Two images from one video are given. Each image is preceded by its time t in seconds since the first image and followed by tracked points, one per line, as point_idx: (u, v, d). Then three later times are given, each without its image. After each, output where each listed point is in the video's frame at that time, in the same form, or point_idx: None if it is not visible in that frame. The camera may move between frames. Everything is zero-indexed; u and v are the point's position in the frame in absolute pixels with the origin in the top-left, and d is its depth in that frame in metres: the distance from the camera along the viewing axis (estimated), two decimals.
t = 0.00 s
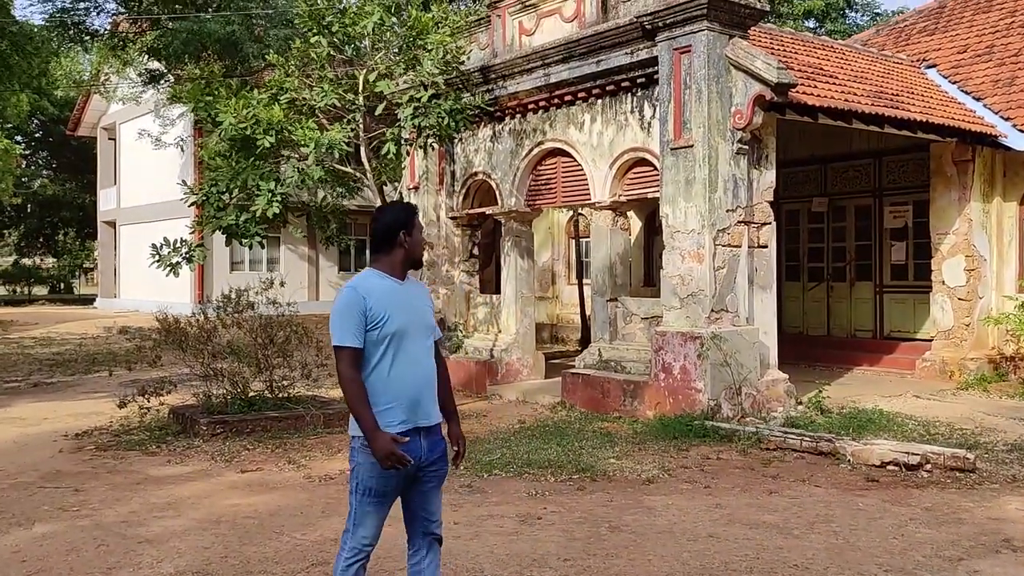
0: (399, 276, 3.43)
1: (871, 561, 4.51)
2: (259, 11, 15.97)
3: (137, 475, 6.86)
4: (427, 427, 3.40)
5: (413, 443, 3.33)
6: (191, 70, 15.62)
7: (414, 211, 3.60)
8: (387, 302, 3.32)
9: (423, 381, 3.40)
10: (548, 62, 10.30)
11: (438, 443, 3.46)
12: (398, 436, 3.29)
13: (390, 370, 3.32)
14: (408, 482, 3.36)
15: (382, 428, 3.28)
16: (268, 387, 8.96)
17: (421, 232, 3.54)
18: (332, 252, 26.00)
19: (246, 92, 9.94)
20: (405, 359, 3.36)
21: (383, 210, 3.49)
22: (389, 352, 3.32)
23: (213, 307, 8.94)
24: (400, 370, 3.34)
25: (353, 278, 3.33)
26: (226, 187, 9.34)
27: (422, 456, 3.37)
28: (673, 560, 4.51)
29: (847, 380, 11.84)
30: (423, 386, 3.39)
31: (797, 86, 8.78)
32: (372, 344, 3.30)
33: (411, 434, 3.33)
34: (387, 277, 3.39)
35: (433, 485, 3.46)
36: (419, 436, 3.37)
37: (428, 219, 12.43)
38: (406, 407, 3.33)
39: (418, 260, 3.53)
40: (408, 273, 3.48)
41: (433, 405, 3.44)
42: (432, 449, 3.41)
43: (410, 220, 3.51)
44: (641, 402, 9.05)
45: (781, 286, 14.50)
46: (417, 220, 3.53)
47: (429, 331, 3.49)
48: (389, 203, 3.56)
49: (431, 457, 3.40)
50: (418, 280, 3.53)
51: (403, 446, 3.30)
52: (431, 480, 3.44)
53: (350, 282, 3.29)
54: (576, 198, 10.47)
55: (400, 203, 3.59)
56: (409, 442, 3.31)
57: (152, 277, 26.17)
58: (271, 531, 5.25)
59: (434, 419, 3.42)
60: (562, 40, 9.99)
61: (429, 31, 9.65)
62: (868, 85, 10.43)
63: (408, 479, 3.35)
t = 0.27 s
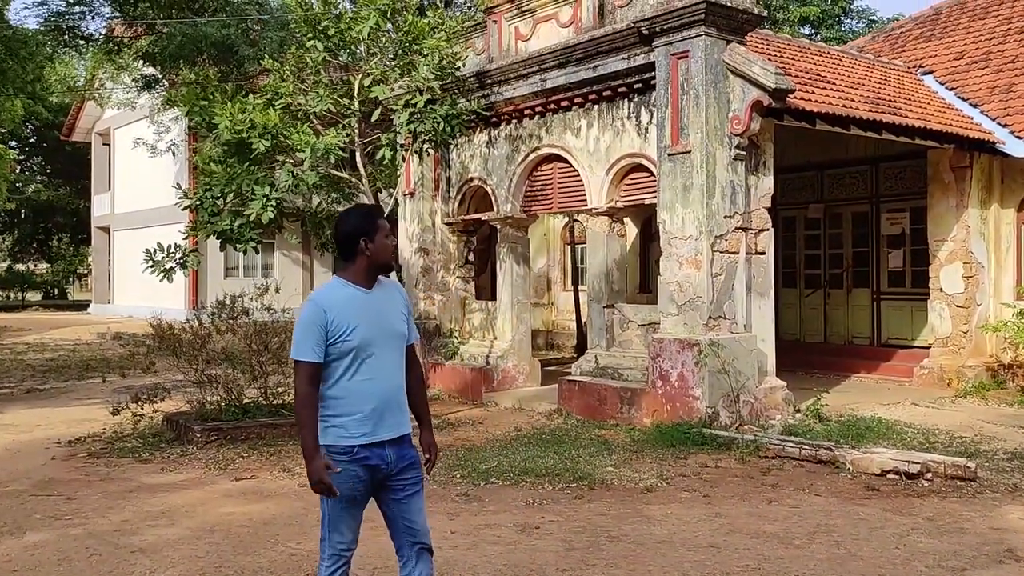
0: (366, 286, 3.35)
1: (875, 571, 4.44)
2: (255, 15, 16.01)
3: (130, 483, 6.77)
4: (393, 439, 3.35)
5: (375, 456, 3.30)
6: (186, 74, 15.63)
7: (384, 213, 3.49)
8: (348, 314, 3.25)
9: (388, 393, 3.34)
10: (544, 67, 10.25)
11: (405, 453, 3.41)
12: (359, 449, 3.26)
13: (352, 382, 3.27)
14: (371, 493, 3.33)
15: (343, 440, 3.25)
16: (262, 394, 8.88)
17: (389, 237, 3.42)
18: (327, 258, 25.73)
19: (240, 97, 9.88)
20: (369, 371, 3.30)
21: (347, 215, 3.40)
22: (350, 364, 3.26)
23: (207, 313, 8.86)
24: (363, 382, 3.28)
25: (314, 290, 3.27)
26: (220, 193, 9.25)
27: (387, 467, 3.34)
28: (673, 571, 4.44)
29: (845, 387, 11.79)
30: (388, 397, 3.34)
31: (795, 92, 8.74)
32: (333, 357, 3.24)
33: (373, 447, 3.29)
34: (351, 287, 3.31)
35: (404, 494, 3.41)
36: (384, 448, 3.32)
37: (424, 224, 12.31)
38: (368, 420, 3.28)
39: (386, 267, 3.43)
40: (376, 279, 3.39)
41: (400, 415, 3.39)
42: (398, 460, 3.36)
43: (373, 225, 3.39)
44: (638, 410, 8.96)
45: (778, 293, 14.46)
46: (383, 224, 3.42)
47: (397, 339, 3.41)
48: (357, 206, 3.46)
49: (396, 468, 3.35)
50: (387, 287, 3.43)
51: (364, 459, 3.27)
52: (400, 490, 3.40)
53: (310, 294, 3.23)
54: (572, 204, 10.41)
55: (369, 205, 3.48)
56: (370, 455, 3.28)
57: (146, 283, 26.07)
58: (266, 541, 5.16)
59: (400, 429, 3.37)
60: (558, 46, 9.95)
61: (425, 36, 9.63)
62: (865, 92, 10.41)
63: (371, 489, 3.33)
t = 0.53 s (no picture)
0: (342, 291, 3.35)
1: None
2: (241, 18, 15.98)
3: (115, 493, 6.71)
4: (371, 444, 3.32)
5: (352, 461, 3.27)
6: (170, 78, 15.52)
7: (362, 219, 3.49)
8: (320, 319, 3.26)
9: (366, 397, 3.32)
10: (532, 74, 10.26)
11: (387, 460, 3.37)
12: (334, 454, 3.25)
13: (325, 388, 3.27)
14: (351, 499, 3.31)
15: (317, 446, 3.25)
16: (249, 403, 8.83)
17: (360, 243, 3.41)
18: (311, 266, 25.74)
19: (227, 103, 9.83)
20: (345, 376, 3.29)
21: (321, 221, 3.44)
22: (324, 369, 3.27)
23: (193, 321, 8.80)
24: (338, 387, 3.28)
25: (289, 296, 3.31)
26: (205, 199, 9.18)
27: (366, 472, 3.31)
28: None
29: (832, 394, 11.84)
30: (365, 402, 3.31)
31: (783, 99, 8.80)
32: (306, 362, 3.26)
33: (349, 452, 3.27)
34: (326, 292, 3.33)
35: (386, 501, 3.37)
36: (361, 454, 3.30)
37: (412, 231, 12.31)
38: (343, 425, 3.26)
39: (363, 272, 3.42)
40: (354, 285, 3.39)
41: (379, 421, 3.35)
42: (377, 466, 3.33)
43: (342, 232, 3.40)
44: (627, 416, 8.99)
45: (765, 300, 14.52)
46: (355, 230, 3.42)
47: (378, 345, 3.39)
48: (335, 213, 3.48)
49: (375, 474, 3.32)
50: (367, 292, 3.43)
51: (340, 465, 3.25)
52: (381, 496, 3.37)
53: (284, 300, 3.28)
54: (561, 211, 10.43)
55: (348, 211, 3.49)
56: (346, 461, 3.26)
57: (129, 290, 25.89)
58: (254, 551, 5.13)
59: (378, 435, 3.33)
60: (547, 52, 9.97)
61: (413, 42, 9.64)
62: (852, 100, 10.48)
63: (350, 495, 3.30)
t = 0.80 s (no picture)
0: (331, 299, 3.35)
1: None
2: (219, 22, 15.97)
3: (95, 505, 6.65)
4: (356, 454, 3.31)
5: (337, 470, 3.26)
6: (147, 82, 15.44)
7: (344, 227, 3.45)
8: (307, 326, 3.27)
9: (353, 406, 3.30)
10: (516, 80, 10.30)
11: (373, 470, 3.35)
12: (319, 462, 3.24)
13: (311, 395, 3.28)
14: (338, 508, 3.30)
15: (303, 453, 3.25)
16: (230, 411, 8.78)
17: (330, 252, 3.38)
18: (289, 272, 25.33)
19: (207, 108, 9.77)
20: (331, 384, 3.29)
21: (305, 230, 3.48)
22: (312, 376, 3.28)
23: (173, 329, 8.73)
24: (324, 395, 3.28)
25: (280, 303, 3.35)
26: (184, 205, 9.13)
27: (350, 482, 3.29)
28: None
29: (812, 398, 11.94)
30: (352, 411, 3.30)
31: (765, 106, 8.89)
32: (294, 368, 3.29)
33: (334, 461, 3.26)
34: (315, 300, 3.34)
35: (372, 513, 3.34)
36: (346, 463, 3.29)
37: (394, 237, 12.28)
38: (329, 433, 3.26)
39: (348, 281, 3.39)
40: (344, 294, 3.38)
41: (366, 431, 3.33)
42: (362, 476, 3.31)
43: (317, 238, 3.40)
44: (612, 422, 9.02)
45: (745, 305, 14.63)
46: (328, 238, 3.39)
47: (368, 354, 3.38)
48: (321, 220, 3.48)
49: (360, 485, 3.30)
50: (359, 301, 3.42)
51: (324, 473, 3.24)
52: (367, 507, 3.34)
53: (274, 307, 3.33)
54: (545, 217, 10.47)
55: (335, 219, 3.49)
56: (331, 469, 3.25)
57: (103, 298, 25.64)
58: (241, 563, 5.10)
59: (364, 445, 3.31)
60: (531, 58, 10.01)
61: (396, 46, 9.61)
62: (831, 107, 10.61)
63: (337, 505, 3.29)
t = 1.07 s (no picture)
0: (333, 301, 3.36)
1: None
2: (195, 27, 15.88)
3: (77, 516, 6.58)
4: (355, 456, 3.31)
5: (337, 472, 3.27)
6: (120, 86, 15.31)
7: (346, 229, 3.45)
8: (310, 327, 3.28)
9: (353, 408, 3.31)
10: (500, 86, 10.33)
11: (371, 473, 3.36)
12: (319, 463, 3.24)
13: (312, 396, 3.28)
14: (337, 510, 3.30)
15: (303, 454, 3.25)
16: (213, 420, 8.73)
17: (331, 253, 3.38)
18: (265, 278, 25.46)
19: (187, 113, 9.70)
20: (332, 386, 3.29)
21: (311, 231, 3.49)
22: (313, 377, 3.29)
23: (154, 337, 8.66)
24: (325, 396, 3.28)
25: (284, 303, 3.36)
26: (164, 212, 9.06)
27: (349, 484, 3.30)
28: None
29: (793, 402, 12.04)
30: (352, 413, 3.30)
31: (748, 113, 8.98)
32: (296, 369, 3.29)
33: (334, 462, 3.26)
34: (318, 301, 3.34)
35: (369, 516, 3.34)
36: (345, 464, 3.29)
37: (375, 242, 12.21)
38: (329, 435, 3.26)
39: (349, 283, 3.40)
40: (346, 297, 3.38)
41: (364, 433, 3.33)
42: (361, 478, 3.32)
43: (318, 239, 3.41)
44: (597, 427, 9.06)
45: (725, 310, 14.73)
46: (328, 240, 3.39)
47: (368, 357, 3.38)
48: (326, 222, 3.49)
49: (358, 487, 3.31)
50: (361, 304, 3.42)
51: (324, 475, 3.25)
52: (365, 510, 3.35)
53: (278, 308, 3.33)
54: (529, 223, 10.51)
55: (338, 221, 3.49)
56: (330, 470, 3.25)
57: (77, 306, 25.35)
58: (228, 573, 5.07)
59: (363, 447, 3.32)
60: (514, 65, 10.05)
61: (379, 52, 9.62)
62: (811, 114, 10.73)
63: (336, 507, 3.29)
